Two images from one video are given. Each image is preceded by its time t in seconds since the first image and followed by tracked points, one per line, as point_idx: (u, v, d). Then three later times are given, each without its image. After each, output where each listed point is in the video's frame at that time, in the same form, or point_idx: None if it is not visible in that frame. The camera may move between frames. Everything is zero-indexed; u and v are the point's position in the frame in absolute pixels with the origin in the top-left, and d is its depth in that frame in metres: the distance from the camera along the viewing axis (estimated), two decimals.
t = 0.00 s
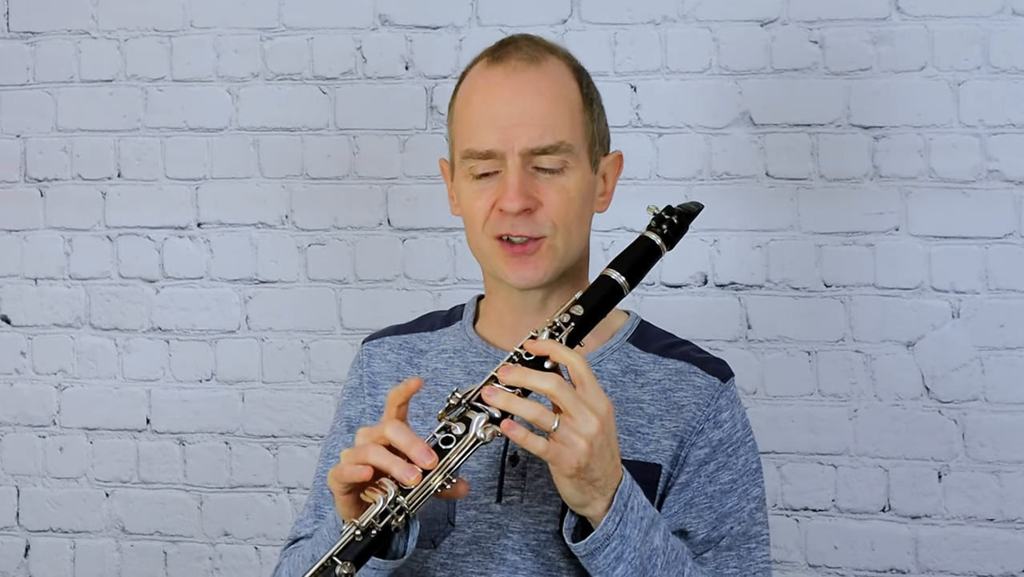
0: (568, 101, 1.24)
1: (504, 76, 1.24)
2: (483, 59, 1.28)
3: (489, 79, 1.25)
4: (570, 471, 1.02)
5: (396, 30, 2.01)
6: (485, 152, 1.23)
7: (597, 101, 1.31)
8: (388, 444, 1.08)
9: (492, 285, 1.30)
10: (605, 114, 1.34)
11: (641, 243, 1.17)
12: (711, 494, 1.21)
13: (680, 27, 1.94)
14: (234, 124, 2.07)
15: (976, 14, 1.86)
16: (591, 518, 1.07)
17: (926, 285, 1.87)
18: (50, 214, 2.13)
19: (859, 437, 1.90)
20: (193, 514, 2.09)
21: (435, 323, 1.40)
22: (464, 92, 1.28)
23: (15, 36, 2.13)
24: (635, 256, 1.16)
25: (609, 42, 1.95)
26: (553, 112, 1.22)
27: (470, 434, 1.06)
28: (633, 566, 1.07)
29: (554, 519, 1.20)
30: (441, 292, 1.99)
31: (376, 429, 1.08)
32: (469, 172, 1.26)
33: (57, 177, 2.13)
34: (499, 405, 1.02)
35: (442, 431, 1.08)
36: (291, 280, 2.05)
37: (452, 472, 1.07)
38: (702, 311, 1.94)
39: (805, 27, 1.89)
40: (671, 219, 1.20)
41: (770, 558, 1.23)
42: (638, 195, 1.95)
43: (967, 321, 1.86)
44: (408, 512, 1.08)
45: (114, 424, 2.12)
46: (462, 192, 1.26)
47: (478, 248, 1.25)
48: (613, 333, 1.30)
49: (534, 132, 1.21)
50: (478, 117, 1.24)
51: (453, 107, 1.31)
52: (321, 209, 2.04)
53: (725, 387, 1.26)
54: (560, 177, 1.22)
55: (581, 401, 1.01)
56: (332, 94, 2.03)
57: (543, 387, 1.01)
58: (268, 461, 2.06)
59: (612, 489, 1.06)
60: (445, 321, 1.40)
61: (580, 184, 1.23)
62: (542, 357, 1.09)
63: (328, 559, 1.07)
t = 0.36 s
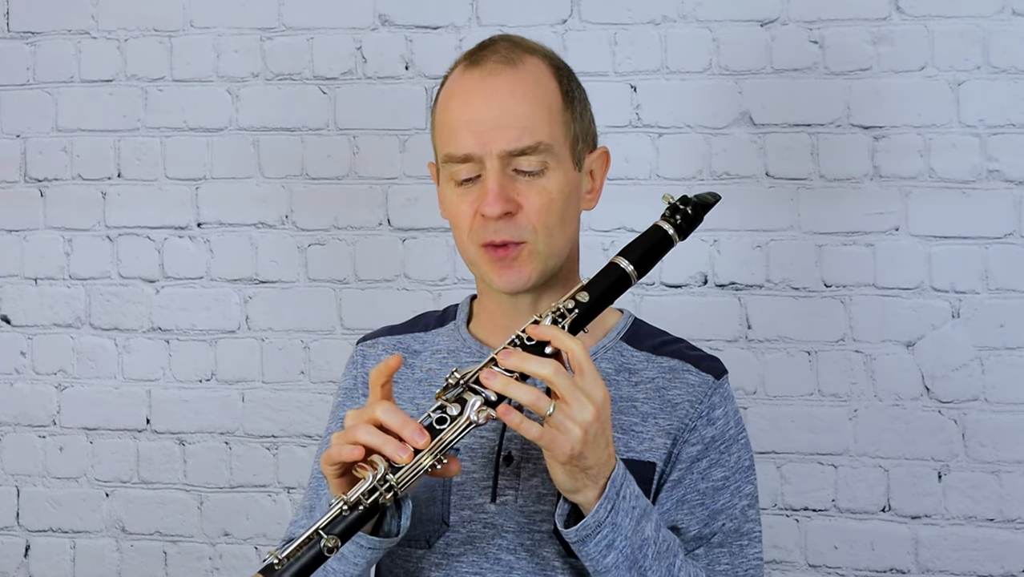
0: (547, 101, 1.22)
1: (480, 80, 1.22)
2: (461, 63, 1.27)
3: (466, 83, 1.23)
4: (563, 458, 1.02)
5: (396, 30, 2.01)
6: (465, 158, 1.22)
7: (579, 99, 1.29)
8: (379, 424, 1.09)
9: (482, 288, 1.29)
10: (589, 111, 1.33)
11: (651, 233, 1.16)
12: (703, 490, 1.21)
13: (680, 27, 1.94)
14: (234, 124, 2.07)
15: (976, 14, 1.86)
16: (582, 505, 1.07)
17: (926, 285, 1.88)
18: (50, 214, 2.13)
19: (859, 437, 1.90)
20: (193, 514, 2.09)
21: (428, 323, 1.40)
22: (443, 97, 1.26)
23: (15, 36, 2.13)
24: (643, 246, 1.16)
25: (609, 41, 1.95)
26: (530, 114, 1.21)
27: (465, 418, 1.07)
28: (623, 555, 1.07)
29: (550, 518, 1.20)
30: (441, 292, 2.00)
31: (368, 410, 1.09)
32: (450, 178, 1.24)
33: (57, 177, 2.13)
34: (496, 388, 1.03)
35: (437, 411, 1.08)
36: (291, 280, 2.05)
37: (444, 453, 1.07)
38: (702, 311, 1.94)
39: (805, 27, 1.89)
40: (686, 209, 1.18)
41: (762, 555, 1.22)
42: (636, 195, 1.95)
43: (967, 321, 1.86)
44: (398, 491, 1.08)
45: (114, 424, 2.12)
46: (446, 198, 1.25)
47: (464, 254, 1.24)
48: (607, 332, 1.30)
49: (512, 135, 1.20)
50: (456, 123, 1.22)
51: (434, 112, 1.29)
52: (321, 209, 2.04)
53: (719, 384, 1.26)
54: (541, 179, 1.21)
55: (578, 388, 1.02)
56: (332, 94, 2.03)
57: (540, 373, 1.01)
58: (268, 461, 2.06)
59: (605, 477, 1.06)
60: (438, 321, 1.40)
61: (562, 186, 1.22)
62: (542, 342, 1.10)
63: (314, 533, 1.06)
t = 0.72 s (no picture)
0: (544, 96, 1.22)
1: (479, 74, 1.22)
2: (460, 58, 1.27)
3: (464, 77, 1.23)
4: (554, 469, 1.02)
5: (396, 30, 2.01)
6: (462, 151, 1.21)
7: (575, 97, 1.30)
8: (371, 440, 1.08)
9: (478, 285, 1.29)
10: (586, 110, 1.33)
11: (635, 236, 1.16)
12: (698, 490, 1.21)
13: (680, 27, 1.94)
14: (234, 124, 2.07)
15: (976, 14, 1.86)
16: (573, 515, 1.07)
17: (926, 285, 1.87)
18: (50, 214, 2.13)
19: (859, 437, 1.90)
20: (193, 514, 2.09)
21: (422, 322, 1.40)
22: (441, 91, 1.26)
23: (15, 36, 2.13)
24: (629, 250, 1.15)
25: (609, 41, 1.95)
26: (528, 108, 1.21)
27: (456, 434, 1.06)
28: (616, 563, 1.07)
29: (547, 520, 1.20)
30: (441, 292, 2.00)
31: (359, 427, 1.08)
32: (447, 172, 1.24)
33: (57, 177, 2.13)
34: (486, 402, 1.02)
35: (427, 427, 1.08)
36: (291, 280, 2.05)
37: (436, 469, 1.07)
38: (701, 311, 1.94)
39: (805, 27, 1.89)
40: (669, 211, 1.17)
41: (757, 554, 1.23)
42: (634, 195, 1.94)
43: (967, 321, 1.86)
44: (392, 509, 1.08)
45: (114, 424, 2.12)
46: (442, 192, 1.25)
47: (459, 249, 1.23)
48: (601, 331, 1.30)
49: (509, 128, 1.20)
50: (453, 117, 1.22)
51: (432, 107, 1.29)
52: (321, 209, 2.04)
53: (714, 384, 1.27)
54: (538, 172, 1.20)
55: (568, 398, 1.01)
56: (332, 94, 2.03)
57: (531, 385, 1.01)
58: (268, 461, 2.06)
59: (595, 486, 1.06)
60: (432, 321, 1.39)
61: (558, 181, 1.22)
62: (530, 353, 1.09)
63: (311, 557, 1.07)
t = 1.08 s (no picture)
0: (545, 95, 1.22)
1: (485, 63, 1.22)
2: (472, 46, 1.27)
3: (470, 64, 1.23)
4: (540, 494, 1.02)
5: (396, 30, 2.01)
6: (455, 136, 1.21)
7: (582, 103, 1.29)
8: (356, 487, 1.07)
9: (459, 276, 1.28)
10: (592, 118, 1.32)
11: (603, 236, 1.12)
12: (689, 487, 1.22)
13: (680, 27, 1.94)
14: (234, 124, 2.07)
15: (976, 14, 1.86)
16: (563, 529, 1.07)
17: (926, 286, 1.88)
18: (50, 214, 2.13)
19: (859, 437, 1.90)
20: (193, 514, 2.09)
21: (405, 320, 1.36)
22: (447, 75, 1.27)
23: (15, 36, 2.13)
24: (597, 251, 1.11)
25: (609, 42, 1.95)
26: (526, 104, 1.20)
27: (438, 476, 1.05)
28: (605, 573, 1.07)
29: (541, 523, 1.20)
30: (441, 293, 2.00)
31: (341, 474, 1.06)
32: (438, 155, 1.24)
33: (57, 177, 2.13)
34: (465, 437, 1.01)
35: (410, 470, 1.06)
36: (291, 280, 2.05)
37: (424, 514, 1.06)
38: (701, 311, 1.93)
39: (805, 27, 1.89)
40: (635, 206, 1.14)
41: (750, 547, 1.23)
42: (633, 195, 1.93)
43: (967, 321, 1.87)
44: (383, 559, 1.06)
45: (114, 424, 2.12)
46: (430, 174, 1.25)
47: (438, 234, 1.23)
48: (588, 328, 1.29)
49: (503, 120, 1.20)
50: (453, 101, 1.22)
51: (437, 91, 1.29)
52: (321, 209, 2.04)
53: (701, 378, 1.27)
54: (526, 169, 1.20)
55: (547, 424, 1.01)
56: (332, 94, 2.03)
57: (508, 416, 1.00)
58: (268, 461, 2.06)
59: (582, 500, 1.06)
60: (414, 320, 1.35)
61: (545, 180, 1.21)
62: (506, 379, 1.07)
63: None
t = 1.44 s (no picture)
0: (553, 103, 1.22)
1: (498, 65, 1.22)
2: (486, 45, 1.27)
3: (484, 64, 1.23)
4: (531, 512, 1.02)
5: (396, 30, 2.01)
6: (459, 135, 1.21)
7: (589, 114, 1.29)
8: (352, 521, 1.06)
9: (451, 275, 1.28)
10: (596, 128, 1.32)
11: (573, 242, 1.11)
12: (680, 485, 1.22)
13: (680, 27, 1.93)
14: (234, 124, 2.07)
15: (976, 14, 1.86)
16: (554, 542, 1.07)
17: (926, 286, 1.87)
18: (50, 214, 2.13)
19: (858, 437, 1.90)
20: (193, 514, 2.09)
21: (390, 319, 1.35)
22: (458, 71, 1.26)
23: (15, 36, 2.13)
24: (568, 260, 1.10)
25: (609, 42, 1.95)
26: (535, 111, 1.20)
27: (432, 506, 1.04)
28: None
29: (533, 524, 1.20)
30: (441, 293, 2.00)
31: (337, 509, 1.06)
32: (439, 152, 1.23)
33: (57, 177, 2.13)
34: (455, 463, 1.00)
35: (404, 500, 1.06)
36: (290, 280, 2.05)
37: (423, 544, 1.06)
38: (701, 310, 1.93)
39: (805, 27, 1.89)
40: (602, 207, 1.12)
41: (741, 543, 1.24)
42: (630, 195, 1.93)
43: (967, 321, 1.86)
44: None
45: (114, 424, 2.12)
46: (429, 169, 1.24)
47: (431, 231, 1.23)
48: (574, 326, 1.28)
49: (510, 126, 1.19)
50: (461, 99, 1.22)
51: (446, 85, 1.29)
52: (321, 209, 2.04)
53: (690, 374, 1.27)
54: (526, 175, 1.20)
55: (535, 442, 1.01)
56: (332, 94, 2.03)
57: (496, 439, 1.00)
58: (268, 461, 2.06)
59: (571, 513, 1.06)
60: (401, 320, 1.34)
61: (544, 189, 1.21)
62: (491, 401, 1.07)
63: None
